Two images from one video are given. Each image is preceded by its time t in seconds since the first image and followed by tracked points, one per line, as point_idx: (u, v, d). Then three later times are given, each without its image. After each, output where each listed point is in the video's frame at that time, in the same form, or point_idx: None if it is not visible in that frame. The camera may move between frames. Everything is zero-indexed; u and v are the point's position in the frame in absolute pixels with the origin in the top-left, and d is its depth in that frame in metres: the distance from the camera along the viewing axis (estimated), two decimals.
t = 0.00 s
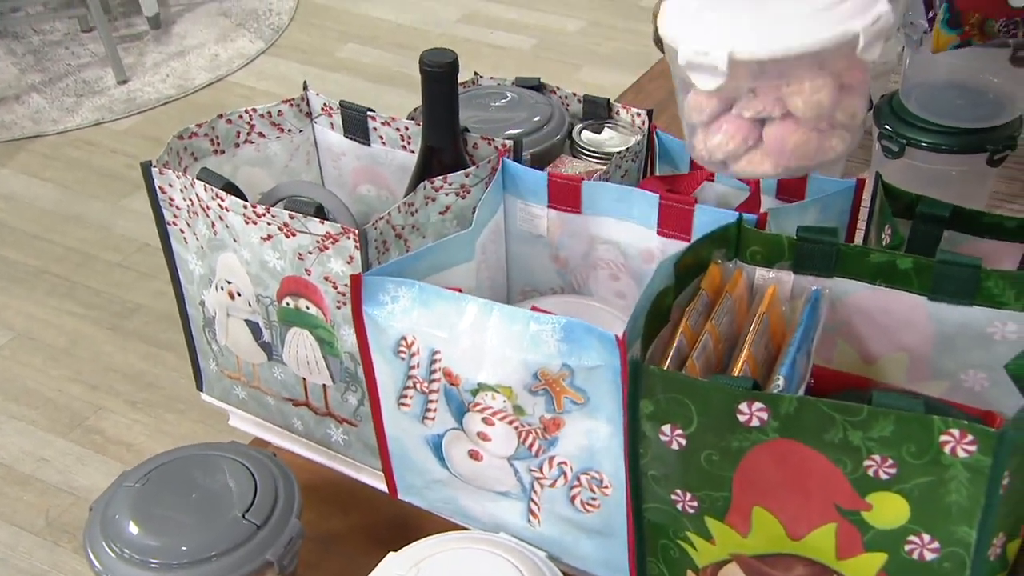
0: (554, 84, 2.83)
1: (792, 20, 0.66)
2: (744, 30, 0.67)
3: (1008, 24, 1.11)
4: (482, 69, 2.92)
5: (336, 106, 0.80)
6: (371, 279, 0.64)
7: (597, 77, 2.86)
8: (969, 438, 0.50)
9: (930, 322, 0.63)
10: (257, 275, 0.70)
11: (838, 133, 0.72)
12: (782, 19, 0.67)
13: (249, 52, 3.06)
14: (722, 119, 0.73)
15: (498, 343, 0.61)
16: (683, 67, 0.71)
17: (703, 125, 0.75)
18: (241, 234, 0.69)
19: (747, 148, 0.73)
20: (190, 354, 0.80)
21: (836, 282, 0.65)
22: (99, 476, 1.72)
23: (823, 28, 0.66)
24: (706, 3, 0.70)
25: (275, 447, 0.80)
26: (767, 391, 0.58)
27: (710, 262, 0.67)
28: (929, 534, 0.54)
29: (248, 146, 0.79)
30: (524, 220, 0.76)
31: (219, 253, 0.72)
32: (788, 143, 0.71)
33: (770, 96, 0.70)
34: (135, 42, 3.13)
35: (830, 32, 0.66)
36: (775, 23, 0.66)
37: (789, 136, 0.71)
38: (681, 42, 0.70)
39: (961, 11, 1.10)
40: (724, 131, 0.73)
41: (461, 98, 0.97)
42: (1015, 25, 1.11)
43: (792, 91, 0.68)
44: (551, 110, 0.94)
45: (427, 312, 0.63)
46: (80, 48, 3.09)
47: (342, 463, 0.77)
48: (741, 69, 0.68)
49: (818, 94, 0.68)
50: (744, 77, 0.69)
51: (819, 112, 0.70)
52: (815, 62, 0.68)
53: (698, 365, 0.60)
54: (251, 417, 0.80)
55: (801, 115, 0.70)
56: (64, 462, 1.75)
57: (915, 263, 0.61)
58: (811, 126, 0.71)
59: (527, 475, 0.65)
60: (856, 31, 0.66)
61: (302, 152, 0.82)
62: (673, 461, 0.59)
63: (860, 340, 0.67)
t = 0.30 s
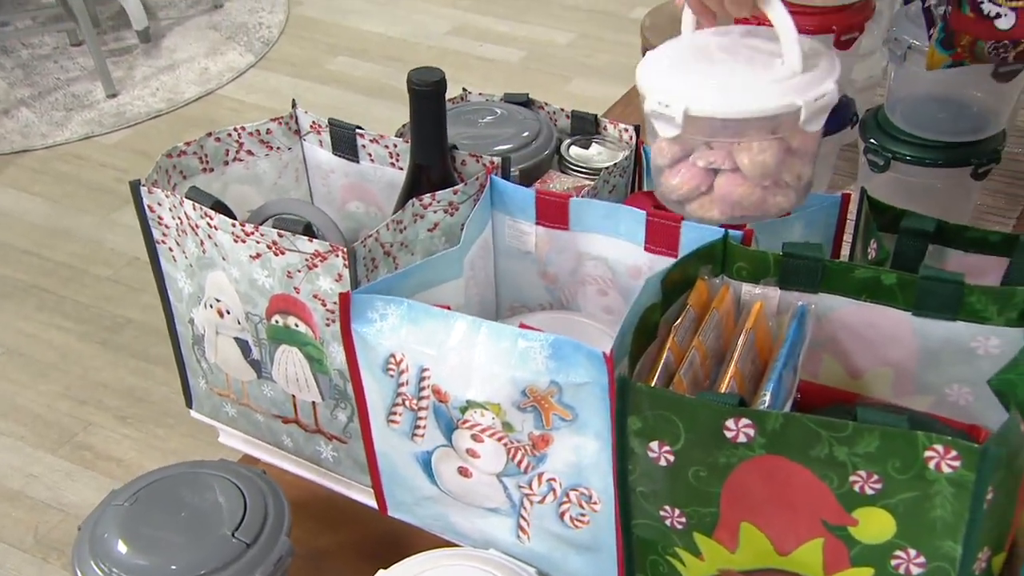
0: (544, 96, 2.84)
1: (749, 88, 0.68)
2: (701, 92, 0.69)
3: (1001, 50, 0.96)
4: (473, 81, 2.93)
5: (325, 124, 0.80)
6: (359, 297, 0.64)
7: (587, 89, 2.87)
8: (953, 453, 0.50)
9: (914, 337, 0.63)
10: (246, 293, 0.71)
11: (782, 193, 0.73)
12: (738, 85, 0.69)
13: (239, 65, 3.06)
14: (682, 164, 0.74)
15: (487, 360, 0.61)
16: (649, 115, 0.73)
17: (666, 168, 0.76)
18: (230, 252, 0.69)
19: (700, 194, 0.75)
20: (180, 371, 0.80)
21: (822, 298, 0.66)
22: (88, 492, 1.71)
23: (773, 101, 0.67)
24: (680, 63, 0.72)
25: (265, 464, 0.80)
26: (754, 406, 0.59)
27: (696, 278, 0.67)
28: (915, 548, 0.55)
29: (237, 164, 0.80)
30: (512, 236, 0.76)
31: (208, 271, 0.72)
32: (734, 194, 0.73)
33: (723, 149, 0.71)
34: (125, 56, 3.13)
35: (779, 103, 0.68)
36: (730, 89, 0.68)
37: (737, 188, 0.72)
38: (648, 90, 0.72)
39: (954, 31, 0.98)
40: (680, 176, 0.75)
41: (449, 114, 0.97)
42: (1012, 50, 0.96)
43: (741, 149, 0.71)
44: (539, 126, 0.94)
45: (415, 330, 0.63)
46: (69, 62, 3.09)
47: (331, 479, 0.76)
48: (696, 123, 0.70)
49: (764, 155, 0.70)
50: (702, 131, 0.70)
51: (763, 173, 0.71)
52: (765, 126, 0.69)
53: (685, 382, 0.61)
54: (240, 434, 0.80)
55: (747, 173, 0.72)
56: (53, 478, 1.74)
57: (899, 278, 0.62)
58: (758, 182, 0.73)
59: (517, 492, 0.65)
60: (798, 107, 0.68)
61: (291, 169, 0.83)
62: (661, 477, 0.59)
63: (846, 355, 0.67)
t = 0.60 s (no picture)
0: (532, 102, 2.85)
1: (731, 82, 0.68)
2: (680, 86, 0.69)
3: (970, 36, 1.01)
4: (461, 87, 2.93)
5: (311, 134, 0.80)
6: (346, 307, 0.64)
7: (576, 95, 2.88)
8: (936, 460, 0.51)
9: (898, 343, 0.64)
10: (233, 303, 0.71)
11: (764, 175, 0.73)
12: (719, 77, 0.68)
13: (227, 72, 3.06)
14: (666, 150, 0.74)
15: (473, 370, 0.61)
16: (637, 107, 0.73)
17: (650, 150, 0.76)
18: (217, 263, 0.69)
19: (684, 177, 0.75)
20: (167, 382, 0.80)
21: (806, 305, 0.66)
22: (77, 502, 1.71)
23: (751, 96, 0.67)
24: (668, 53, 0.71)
25: (253, 473, 0.80)
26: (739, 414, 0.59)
27: (682, 286, 0.68)
28: (899, 554, 0.55)
29: (223, 174, 0.80)
30: (499, 245, 0.77)
31: (194, 282, 0.72)
32: (716, 180, 0.73)
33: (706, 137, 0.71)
34: (112, 64, 3.13)
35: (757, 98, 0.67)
36: (710, 83, 0.68)
37: (718, 173, 0.73)
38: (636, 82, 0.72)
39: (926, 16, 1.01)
40: (666, 160, 0.75)
41: (436, 122, 0.98)
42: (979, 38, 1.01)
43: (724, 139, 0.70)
44: (527, 134, 0.94)
45: (402, 339, 0.63)
46: (56, 70, 3.08)
47: (320, 488, 0.77)
48: (682, 116, 0.70)
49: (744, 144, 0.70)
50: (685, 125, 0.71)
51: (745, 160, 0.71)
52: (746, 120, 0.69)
53: (671, 389, 0.61)
54: (228, 444, 0.80)
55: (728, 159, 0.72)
56: (41, 488, 1.73)
57: (882, 285, 0.62)
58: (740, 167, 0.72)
59: (504, 500, 0.66)
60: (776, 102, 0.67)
61: (278, 179, 0.83)
62: (648, 484, 0.59)
63: (831, 362, 0.68)
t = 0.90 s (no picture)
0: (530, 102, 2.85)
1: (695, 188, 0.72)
2: (651, 185, 0.73)
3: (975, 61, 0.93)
4: (459, 88, 2.94)
5: (308, 135, 0.80)
6: (342, 308, 0.64)
7: (574, 96, 2.88)
8: (929, 459, 0.51)
9: (893, 343, 0.64)
10: (230, 304, 0.71)
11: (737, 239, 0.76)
12: (687, 182, 0.72)
13: (225, 73, 3.06)
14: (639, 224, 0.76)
15: (470, 370, 0.62)
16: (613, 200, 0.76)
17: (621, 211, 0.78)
18: (213, 264, 0.69)
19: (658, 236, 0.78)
20: (164, 382, 0.80)
21: (801, 306, 0.66)
22: (75, 502, 1.71)
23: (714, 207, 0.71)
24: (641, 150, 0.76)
25: (249, 474, 0.81)
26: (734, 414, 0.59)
27: (678, 287, 0.68)
28: (894, 553, 0.55)
29: (220, 175, 0.80)
30: (495, 246, 0.77)
31: (191, 283, 0.72)
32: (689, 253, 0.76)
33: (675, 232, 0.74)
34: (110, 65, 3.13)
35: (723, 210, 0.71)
36: (680, 188, 0.72)
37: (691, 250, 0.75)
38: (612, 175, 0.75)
39: (928, 43, 0.94)
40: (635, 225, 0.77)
41: (432, 123, 0.98)
42: (984, 60, 0.93)
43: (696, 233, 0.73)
44: (523, 135, 0.95)
45: (399, 339, 0.64)
46: (54, 70, 3.08)
47: (317, 489, 0.77)
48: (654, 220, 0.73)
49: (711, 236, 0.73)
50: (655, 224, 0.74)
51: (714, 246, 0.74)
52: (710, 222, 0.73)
53: (667, 390, 0.61)
54: (225, 444, 0.80)
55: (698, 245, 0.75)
56: (39, 488, 1.73)
57: (877, 286, 0.63)
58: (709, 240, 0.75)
59: (501, 500, 0.66)
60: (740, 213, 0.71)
61: (275, 180, 0.83)
62: (644, 484, 0.60)
63: (827, 362, 0.68)
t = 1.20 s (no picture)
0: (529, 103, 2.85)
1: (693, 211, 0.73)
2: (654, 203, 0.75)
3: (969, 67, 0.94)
4: (458, 88, 2.94)
5: (306, 134, 0.81)
6: (340, 307, 0.65)
7: (573, 96, 2.89)
8: (924, 458, 0.51)
9: (889, 342, 0.64)
10: (228, 304, 0.71)
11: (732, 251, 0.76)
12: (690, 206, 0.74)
13: (224, 73, 3.06)
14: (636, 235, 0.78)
15: (467, 369, 0.62)
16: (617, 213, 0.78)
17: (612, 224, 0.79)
18: (211, 264, 0.69)
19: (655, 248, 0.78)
20: (162, 381, 0.80)
21: (798, 305, 0.66)
22: (74, 502, 1.71)
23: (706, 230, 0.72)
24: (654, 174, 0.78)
25: (247, 473, 0.81)
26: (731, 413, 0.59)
27: (674, 286, 0.68)
28: (889, 551, 0.55)
29: (219, 175, 0.80)
30: (493, 245, 0.77)
31: (189, 282, 0.72)
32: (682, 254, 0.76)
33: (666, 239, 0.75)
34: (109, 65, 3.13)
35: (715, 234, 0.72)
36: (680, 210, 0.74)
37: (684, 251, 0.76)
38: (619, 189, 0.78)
39: (920, 56, 0.94)
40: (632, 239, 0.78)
41: (430, 123, 0.98)
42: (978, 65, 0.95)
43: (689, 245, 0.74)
44: (521, 135, 0.95)
45: (396, 339, 0.64)
46: (53, 71, 3.08)
47: (314, 488, 0.77)
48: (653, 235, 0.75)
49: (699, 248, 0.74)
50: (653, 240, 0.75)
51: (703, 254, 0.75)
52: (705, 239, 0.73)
53: (663, 389, 0.61)
54: (223, 444, 0.80)
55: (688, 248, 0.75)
56: (37, 488, 1.74)
57: (873, 285, 0.63)
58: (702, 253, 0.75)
59: (498, 499, 0.66)
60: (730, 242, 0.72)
61: (273, 180, 0.83)
62: (640, 483, 0.60)
63: (823, 361, 0.68)
